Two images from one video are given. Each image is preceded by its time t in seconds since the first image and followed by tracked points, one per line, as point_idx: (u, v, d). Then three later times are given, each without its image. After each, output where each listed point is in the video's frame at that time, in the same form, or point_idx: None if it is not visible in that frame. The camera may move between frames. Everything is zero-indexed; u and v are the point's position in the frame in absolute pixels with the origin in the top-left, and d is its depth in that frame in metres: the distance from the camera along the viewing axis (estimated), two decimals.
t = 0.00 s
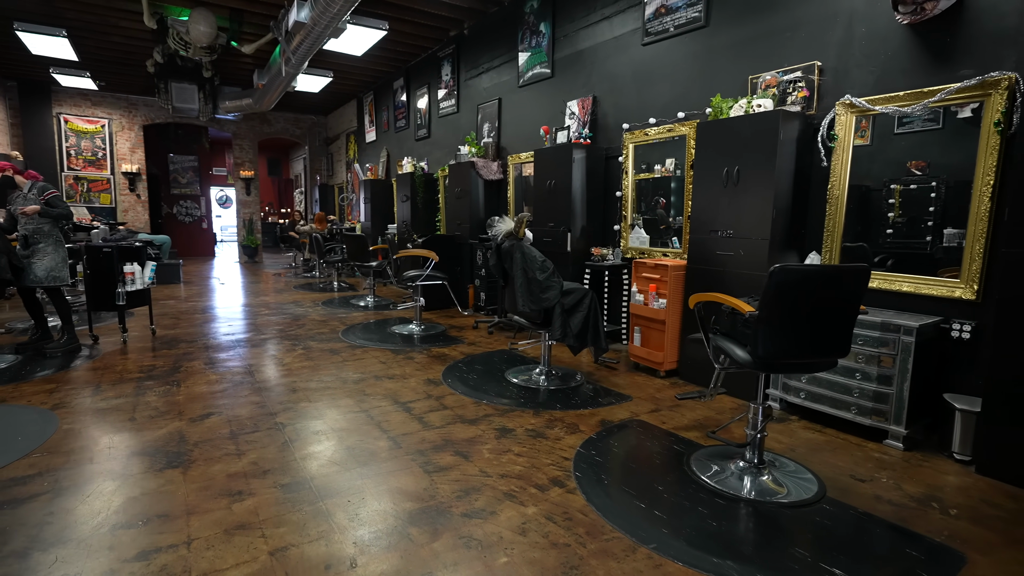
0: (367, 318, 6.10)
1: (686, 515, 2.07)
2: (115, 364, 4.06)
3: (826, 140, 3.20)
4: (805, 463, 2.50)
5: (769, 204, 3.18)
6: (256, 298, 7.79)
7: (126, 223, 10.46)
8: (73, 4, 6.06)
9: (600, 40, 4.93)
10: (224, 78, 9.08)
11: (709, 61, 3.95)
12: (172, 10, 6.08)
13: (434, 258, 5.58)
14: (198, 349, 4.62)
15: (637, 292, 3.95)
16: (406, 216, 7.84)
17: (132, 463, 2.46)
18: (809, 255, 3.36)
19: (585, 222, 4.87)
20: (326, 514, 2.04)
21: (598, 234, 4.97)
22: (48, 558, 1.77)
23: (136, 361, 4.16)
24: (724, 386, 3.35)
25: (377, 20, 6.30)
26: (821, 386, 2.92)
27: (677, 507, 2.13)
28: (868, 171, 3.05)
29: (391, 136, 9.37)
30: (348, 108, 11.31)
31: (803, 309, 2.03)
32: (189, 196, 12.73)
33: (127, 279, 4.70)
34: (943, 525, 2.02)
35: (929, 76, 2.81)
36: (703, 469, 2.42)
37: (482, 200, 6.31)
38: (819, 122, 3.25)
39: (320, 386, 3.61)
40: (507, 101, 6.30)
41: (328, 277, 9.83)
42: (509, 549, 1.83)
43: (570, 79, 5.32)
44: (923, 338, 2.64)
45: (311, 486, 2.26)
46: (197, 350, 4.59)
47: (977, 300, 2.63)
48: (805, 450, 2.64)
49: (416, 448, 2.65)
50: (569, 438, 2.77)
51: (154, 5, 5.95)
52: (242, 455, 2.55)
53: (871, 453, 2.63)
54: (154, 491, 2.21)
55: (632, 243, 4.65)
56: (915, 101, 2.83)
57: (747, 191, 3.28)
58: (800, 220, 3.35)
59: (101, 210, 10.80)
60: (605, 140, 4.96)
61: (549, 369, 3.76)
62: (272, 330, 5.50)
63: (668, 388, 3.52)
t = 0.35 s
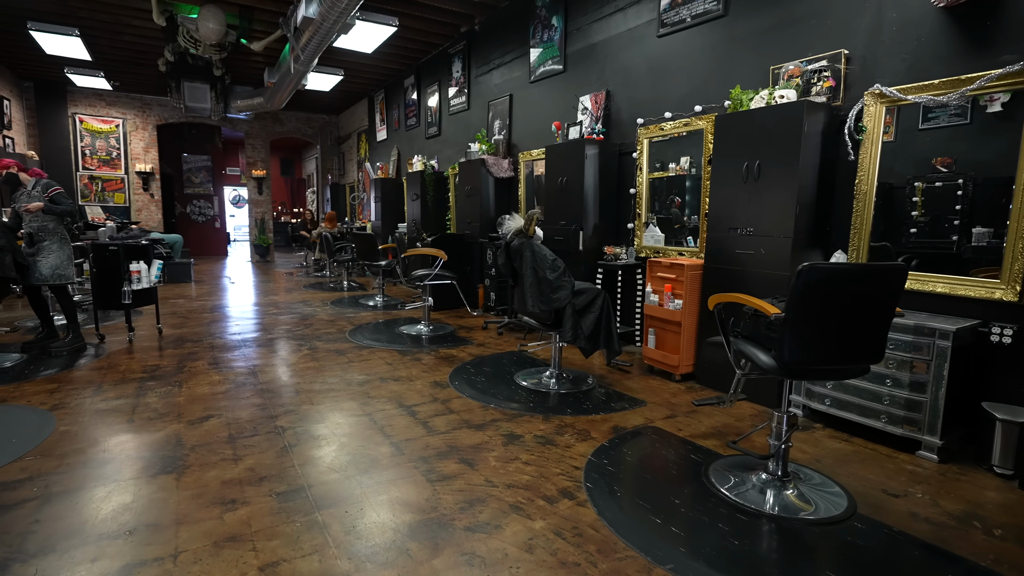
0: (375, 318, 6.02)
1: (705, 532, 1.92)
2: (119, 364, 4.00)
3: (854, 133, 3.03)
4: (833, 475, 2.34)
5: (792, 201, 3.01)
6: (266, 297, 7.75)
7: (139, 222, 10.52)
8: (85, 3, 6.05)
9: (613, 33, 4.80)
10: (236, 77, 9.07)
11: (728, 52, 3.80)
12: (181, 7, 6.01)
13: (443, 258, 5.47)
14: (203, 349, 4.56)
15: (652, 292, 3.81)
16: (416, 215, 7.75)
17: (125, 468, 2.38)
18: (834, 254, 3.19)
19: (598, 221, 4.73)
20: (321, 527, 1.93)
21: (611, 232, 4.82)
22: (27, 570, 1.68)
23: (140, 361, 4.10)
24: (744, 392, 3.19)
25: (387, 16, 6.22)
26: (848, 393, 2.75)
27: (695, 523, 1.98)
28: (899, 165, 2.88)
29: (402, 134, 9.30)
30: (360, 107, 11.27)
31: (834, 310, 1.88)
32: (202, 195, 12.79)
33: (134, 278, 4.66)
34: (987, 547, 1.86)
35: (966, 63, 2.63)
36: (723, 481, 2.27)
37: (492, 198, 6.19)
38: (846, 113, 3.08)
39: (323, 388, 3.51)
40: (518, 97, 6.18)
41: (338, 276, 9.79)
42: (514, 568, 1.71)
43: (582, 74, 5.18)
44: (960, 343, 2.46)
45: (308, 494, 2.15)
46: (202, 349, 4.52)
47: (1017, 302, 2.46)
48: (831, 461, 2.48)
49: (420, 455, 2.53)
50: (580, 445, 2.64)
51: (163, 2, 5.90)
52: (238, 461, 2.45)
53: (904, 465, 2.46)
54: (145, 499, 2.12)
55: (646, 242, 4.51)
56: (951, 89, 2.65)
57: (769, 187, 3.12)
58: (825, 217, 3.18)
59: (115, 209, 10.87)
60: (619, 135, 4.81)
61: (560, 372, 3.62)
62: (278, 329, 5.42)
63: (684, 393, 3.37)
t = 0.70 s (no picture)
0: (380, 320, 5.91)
1: (723, 557, 1.77)
2: (116, 366, 3.91)
3: (879, 126, 2.86)
4: (860, 493, 2.18)
5: (814, 198, 2.84)
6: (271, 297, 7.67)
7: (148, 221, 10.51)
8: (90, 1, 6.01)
9: (624, 25, 4.64)
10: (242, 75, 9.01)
11: (744, 43, 3.63)
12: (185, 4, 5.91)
13: (448, 258, 5.35)
14: (203, 350, 4.47)
15: (664, 294, 3.65)
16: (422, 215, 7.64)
17: (110, 478, 2.27)
18: (858, 254, 3.02)
19: (607, 220, 4.57)
20: (310, 546, 1.80)
21: (621, 232, 4.66)
22: None
23: (138, 363, 4.01)
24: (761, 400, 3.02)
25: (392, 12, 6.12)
26: (874, 403, 2.58)
27: (711, 546, 1.83)
28: (928, 160, 2.70)
29: (409, 133, 9.20)
30: (367, 106, 11.20)
31: (866, 315, 1.72)
32: (211, 195, 12.78)
33: (133, 278, 4.57)
34: None
35: (1003, 51, 2.46)
36: (740, 498, 2.12)
37: (499, 196, 6.06)
38: (871, 106, 2.91)
39: (322, 392, 3.39)
40: (526, 93, 6.04)
41: (345, 276, 9.71)
42: None
43: (591, 68, 5.03)
44: (998, 351, 2.29)
45: (297, 509, 2.03)
46: (202, 351, 4.44)
47: None
48: (857, 476, 2.32)
49: (418, 466, 2.40)
50: (588, 457, 2.49)
51: None
52: (228, 471, 2.33)
53: (935, 481, 2.29)
54: (127, 513, 2.00)
55: (657, 242, 4.35)
56: (987, 78, 2.47)
57: (788, 183, 2.96)
58: (848, 216, 3.01)
59: (123, 208, 10.88)
60: (630, 131, 4.66)
61: (567, 377, 3.48)
62: (281, 331, 5.33)
63: (698, 400, 3.21)
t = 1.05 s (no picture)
0: (391, 319, 5.81)
1: None
2: (122, 364, 3.86)
3: (918, 115, 2.66)
4: (899, 512, 2.00)
5: (846, 192, 2.65)
6: (284, 296, 7.63)
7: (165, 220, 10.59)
8: None
9: (642, 15, 4.47)
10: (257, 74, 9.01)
11: (770, 30, 3.44)
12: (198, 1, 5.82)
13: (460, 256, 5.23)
14: (211, 349, 4.41)
15: (682, 295, 3.49)
16: (435, 213, 7.54)
17: (102, 483, 2.18)
18: (893, 253, 2.82)
19: (624, 217, 4.41)
20: (301, 560, 1.69)
21: (639, 229, 4.49)
22: None
23: (144, 362, 3.96)
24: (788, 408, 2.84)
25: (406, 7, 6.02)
26: (912, 413, 2.39)
27: (735, 569, 1.67)
28: (972, 151, 2.50)
29: (423, 130, 9.12)
30: (382, 104, 11.15)
31: (909, 319, 1.55)
32: (228, 194, 12.86)
33: (142, 275, 4.53)
34: None
35: None
36: (765, 515, 1.95)
37: (513, 194, 5.92)
38: (909, 93, 2.71)
39: (327, 394, 3.29)
40: (540, 88, 5.90)
41: (359, 275, 9.67)
42: None
43: (608, 60, 4.86)
44: None
45: (291, 519, 1.92)
46: (210, 350, 4.37)
47: None
48: (895, 493, 2.13)
49: (421, 474, 2.27)
50: (601, 467, 2.34)
51: None
52: (223, 477, 2.23)
53: (981, 500, 2.10)
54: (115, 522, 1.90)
55: (676, 240, 4.18)
56: None
57: (818, 177, 2.77)
58: (883, 212, 2.81)
59: (142, 207, 10.98)
60: (647, 125, 4.48)
61: (580, 381, 3.33)
62: (290, 330, 5.26)
63: (719, 407, 3.04)
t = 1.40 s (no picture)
0: (404, 318, 5.72)
1: None
2: (131, 362, 3.83)
3: (963, 101, 2.46)
4: (944, 534, 1.81)
5: (883, 185, 2.46)
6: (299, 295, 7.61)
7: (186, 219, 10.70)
8: None
9: (662, 4, 4.30)
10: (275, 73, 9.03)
11: (799, 15, 3.25)
12: None
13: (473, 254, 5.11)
14: (222, 347, 4.36)
15: (704, 295, 3.31)
16: (450, 211, 7.44)
17: (96, 485, 2.11)
18: (933, 251, 2.62)
19: (642, 214, 4.24)
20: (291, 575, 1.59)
21: (658, 227, 4.32)
22: None
23: (154, 360, 3.92)
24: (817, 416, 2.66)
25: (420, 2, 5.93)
26: (957, 425, 2.20)
27: None
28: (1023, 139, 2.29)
29: (439, 128, 9.04)
30: (398, 102, 11.11)
31: (963, 322, 1.38)
32: (248, 193, 12.96)
33: (154, 273, 4.50)
34: None
35: None
36: (794, 535, 1.78)
37: (528, 191, 5.79)
38: (953, 77, 2.50)
39: (333, 395, 3.20)
40: (557, 82, 5.75)
41: (374, 274, 9.63)
42: None
43: (627, 52, 4.70)
44: None
45: (285, 529, 1.82)
46: (221, 348, 4.33)
47: None
48: (938, 513, 1.95)
49: (425, 482, 2.16)
50: (616, 477, 2.20)
51: None
52: (220, 481, 2.14)
53: None
54: (104, 528, 1.82)
55: (696, 238, 4.01)
56: None
57: (852, 170, 2.58)
58: (922, 206, 2.61)
59: (163, 206, 11.12)
60: (668, 118, 4.31)
61: (596, 384, 3.18)
62: (302, 328, 5.20)
63: (743, 413, 2.87)
